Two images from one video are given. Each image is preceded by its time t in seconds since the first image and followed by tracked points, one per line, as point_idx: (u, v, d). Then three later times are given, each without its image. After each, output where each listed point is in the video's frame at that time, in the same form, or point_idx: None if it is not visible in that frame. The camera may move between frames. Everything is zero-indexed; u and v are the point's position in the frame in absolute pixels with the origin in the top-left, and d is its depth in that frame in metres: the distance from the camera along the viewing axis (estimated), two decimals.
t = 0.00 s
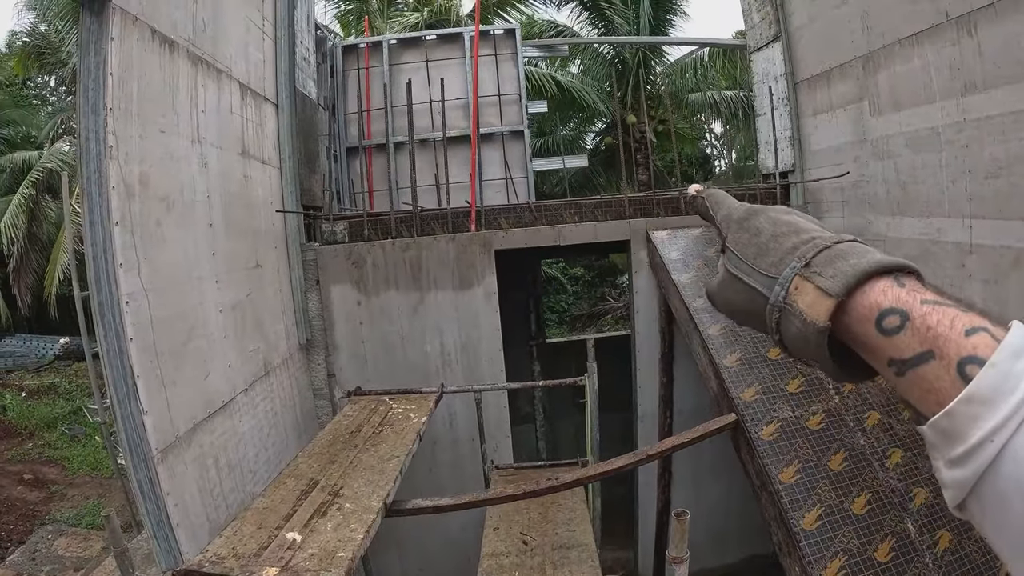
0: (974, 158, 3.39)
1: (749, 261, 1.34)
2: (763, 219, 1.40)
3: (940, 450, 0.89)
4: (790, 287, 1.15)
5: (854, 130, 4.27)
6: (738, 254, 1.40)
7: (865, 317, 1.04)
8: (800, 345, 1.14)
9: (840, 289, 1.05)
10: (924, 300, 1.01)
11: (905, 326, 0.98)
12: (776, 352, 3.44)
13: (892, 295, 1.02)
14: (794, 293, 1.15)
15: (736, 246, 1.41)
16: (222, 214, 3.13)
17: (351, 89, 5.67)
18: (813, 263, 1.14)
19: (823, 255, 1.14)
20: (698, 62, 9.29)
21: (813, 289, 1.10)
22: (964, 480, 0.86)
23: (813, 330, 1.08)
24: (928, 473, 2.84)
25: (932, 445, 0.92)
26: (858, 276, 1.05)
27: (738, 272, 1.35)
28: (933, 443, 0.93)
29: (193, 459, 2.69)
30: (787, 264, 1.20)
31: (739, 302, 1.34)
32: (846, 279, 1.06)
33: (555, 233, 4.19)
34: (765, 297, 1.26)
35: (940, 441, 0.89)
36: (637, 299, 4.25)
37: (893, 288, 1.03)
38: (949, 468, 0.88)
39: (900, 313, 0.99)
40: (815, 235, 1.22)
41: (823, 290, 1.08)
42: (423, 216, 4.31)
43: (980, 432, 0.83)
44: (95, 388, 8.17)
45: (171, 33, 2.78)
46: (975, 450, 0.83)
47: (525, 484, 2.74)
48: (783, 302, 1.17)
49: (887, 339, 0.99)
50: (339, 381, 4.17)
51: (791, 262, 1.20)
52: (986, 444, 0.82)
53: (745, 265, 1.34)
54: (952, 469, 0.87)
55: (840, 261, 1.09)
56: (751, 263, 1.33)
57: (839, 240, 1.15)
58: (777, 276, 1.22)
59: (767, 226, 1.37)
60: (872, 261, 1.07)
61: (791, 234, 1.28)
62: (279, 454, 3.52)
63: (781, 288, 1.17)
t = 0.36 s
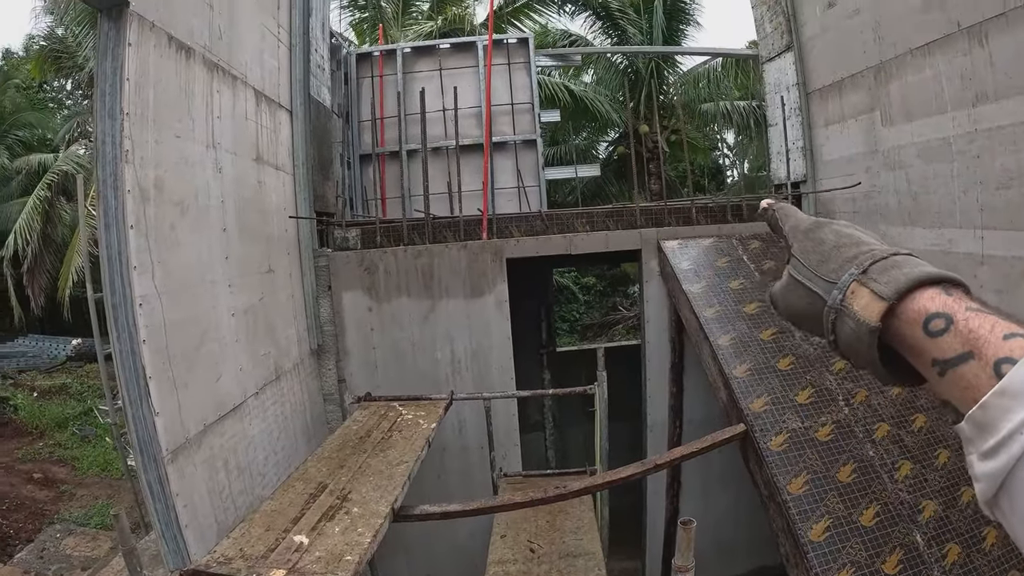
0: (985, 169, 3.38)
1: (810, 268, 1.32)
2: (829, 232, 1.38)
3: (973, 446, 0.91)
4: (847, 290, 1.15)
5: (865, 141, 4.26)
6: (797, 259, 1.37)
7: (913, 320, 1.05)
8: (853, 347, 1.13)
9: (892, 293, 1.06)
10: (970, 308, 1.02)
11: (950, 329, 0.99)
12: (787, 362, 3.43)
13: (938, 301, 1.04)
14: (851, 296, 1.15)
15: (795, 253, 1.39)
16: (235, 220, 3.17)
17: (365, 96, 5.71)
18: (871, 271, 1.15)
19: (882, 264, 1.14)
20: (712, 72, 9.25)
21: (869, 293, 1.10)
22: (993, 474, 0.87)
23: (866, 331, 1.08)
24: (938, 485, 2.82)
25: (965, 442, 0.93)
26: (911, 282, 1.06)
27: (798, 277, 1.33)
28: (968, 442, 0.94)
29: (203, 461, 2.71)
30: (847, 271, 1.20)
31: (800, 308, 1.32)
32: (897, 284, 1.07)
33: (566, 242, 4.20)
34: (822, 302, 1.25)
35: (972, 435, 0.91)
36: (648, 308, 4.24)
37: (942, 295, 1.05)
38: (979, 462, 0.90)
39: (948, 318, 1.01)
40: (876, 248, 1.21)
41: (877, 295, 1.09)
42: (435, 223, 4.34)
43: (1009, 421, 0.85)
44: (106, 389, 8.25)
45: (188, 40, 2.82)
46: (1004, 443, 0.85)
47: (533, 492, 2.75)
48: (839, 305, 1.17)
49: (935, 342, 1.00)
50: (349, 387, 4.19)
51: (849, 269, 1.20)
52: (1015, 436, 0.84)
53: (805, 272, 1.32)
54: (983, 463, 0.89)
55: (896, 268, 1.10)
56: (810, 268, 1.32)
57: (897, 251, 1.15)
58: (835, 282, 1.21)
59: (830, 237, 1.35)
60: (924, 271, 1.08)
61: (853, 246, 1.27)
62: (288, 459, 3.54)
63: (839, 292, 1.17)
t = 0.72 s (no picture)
0: (1012, 178, 3.33)
1: (812, 270, 1.33)
2: (830, 233, 1.39)
3: (977, 450, 0.90)
4: (850, 293, 1.18)
5: (891, 151, 4.21)
6: (799, 262, 1.39)
7: (918, 322, 1.07)
8: (855, 349, 1.16)
9: (896, 296, 1.08)
10: (973, 309, 1.04)
11: (955, 331, 1.01)
12: (810, 372, 3.40)
13: (944, 303, 1.06)
14: (854, 299, 1.17)
15: (797, 255, 1.41)
16: (260, 224, 3.19)
17: (389, 102, 5.75)
18: (875, 274, 1.17)
19: (884, 267, 1.16)
20: (734, 81, 9.39)
21: (872, 296, 1.13)
22: (997, 477, 0.86)
23: (870, 335, 1.11)
24: (963, 501, 2.77)
25: (968, 445, 0.93)
26: (916, 286, 1.08)
27: (800, 280, 1.35)
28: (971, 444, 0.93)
29: (224, 462, 2.73)
30: (849, 274, 1.22)
31: (800, 310, 1.34)
32: (901, 287, 1.10)
33: (589, 250, 4.20)
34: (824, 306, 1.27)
35: (976, 438, 0.90)
36: (671, 316, 4.24)
37: (946, 298, 1.07)
38: (982, 466, 0.89)
39: (949, 319, 1.03)
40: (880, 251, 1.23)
41: (881, 298, 1.11)
42: (458, 231, 4.29)
43: (1012, 422, 0.86)
44: (126, 388, 8.35)
45: (215, 44, 2.85)
46: (1011, 446, 0.84)
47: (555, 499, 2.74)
48: (841, 308, 1.19)
49: (938, 343, 1.02)
50: (371, 391, 4.20)
51: (851, 271, 1.22)
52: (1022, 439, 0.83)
53: (807, 274, 1.34)
54: (988, 466, 0.88)
55: (899, 272, 1.13)
56: (812, 270, 1.34)
57: (900, 254, 1.17)
58: (838, 285, 1.24)
59: (832, 239, 1.35)
60: (929, 275, 1.10)
61: (856, 249, 1.28)
62: (309, 462, 3.56)
63: (842, 295, 1.19)
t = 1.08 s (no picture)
0: None
1: (723, 232, 1.22)
2: (745, 195, 1.25)
3: (906, 421, 0.82)
4: (767, 263, 1.06)
5: (919, 157, 4.18)
6: (712, 227, 1.25)
7: (839, 291, 0.97)
8: (774, 324, 1.05)
9: (819, 268, 0.97)
10: (894, 276, 0.95)
11: (878, 299, 0.92)
12: (838, 381, 3.38)
13: (864, 271, 0.97)
14: (770, 270, 1.06)
15: (709, 220, 1.27)
16: (293, 225, 3.23)
17: (417, 106, 5.79)
18: (793, 242, 1.05)
19: (803, 235, 1.05)
20: (759, 86, 9.46)
21: (791, 267, 1.01)
22: (928, 449, 0.78)
23: (789, 308, 1.00)
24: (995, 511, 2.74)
25: (895, 417, 0.84)
26: (836, 253, 0.98)
27: (709, 242, 1.24)
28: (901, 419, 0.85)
29: (256, 461, 2.76)
30: (765, 242, 1.11)
31: (710, 276, 1.25)
32: (822, 257, 0.99)
33: (619, 256, 4.18)
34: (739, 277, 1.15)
35: (904, 408, 0.82)
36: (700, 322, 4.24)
37: (868, 265, 0.98)
38: (912, 439, 0.80)
39: (873, 287, 0.94)
40: (795, 214, 1.11)
41: (800, 268, 1.00)
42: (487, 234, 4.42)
43: (947, 394, 0.77)
44: (148, 387, 8.45)
45: (251, 47, 2.89)
46: (946, 415, 0.76)
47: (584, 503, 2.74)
48: (756, 279, 1.08)
49: (860, 312, 0.92)
50: (398, 394, 4.23)
51: (767, 239, 1.11)
52: (958, 408, 0.75)
53: (720, 241, 1.22)
54: (919, 437, 0.79)
55: (819, 240, 1.02)
56: (725, 237, 1.21)
57: (815, 219, 1.06)
58: (753, 252, 1.12)
59: (742, 195, 1.24)
60: (850, 243, 1.00)
61: (770, 209, 1.17)
62: (337, 463, 3.60)
63: (757, 265, 1.08)
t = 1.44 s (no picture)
0: None
1: (639, 259, 1.21)
2: (654, 217, 1.25)
3: (826, 439, 0.80)
4: (681, 282, 1.06)
5: (950, 163, 4.13)
6: (627, 250, 1.25)
7: (756, 306, 0.96)
8: (692, 341, 1.04)
9: (733, 281, 0.97)
10: (812, 290, 0.95)
11: (795, 315, 0.91)
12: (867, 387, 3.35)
13: (781, 286, 0.96)
14: (686, 287, 1.06)
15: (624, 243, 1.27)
16: (325, 226, 3.27)
17: (446, 110, 5.87)
18: (707, 259, 1.05)
19: (717, 251, 1.05)
20: (786, 92, 9.40)
21: (706, 285, 1.01)
22: (849, 469, 0.77)
23: (706, 324, 0.99)
24: None
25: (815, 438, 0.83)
26: (751, 268, 0.98)
27: (627, 269, 1.23)
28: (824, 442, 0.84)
29: (286, 460, 2.79)
30: (678, 262, 1.11)
31: (626, 301, 1.23)
32: (737, 271, 0.98)
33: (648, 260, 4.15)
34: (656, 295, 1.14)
35: (825, 427, 0.80)
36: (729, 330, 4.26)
37: (785, 281, 0.98)
38: (833, 460, 0.79)
39: (790, 303, 0.93)
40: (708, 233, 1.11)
41: (717, 285, 1.00)
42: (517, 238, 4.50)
43: (864, 415, 0.76)
44: (172, 386, 8.55)
45: (285, 49, 2.93)
46: (863, 435, 0.75)
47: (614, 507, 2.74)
48: (672, 298, 1.07)
49: (776, 329, 0.92)
50: (427, 396, 4.26)
51: (681, 258, 1.10)
52: (877, 429, 0.74)
53: (635, 264, 1.22)
54: (841, 457, 0.78)
55: (732, 256, 1.02)
56: (640, 259, 1.21)
57: (729, 237, 1.07)
58: (669, 272, 1.12)
59: (659, 223, 1.22)
60: (766, 257, 1.00)
61: (684, 231, 1.16)
62: (365, 465, 3.63)
63: (672, 284, 1.07)
